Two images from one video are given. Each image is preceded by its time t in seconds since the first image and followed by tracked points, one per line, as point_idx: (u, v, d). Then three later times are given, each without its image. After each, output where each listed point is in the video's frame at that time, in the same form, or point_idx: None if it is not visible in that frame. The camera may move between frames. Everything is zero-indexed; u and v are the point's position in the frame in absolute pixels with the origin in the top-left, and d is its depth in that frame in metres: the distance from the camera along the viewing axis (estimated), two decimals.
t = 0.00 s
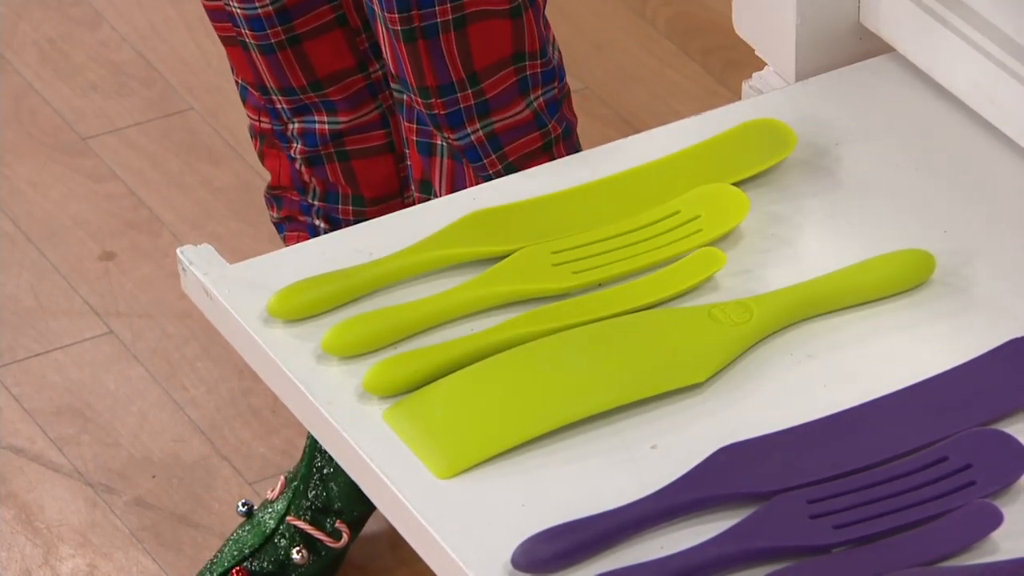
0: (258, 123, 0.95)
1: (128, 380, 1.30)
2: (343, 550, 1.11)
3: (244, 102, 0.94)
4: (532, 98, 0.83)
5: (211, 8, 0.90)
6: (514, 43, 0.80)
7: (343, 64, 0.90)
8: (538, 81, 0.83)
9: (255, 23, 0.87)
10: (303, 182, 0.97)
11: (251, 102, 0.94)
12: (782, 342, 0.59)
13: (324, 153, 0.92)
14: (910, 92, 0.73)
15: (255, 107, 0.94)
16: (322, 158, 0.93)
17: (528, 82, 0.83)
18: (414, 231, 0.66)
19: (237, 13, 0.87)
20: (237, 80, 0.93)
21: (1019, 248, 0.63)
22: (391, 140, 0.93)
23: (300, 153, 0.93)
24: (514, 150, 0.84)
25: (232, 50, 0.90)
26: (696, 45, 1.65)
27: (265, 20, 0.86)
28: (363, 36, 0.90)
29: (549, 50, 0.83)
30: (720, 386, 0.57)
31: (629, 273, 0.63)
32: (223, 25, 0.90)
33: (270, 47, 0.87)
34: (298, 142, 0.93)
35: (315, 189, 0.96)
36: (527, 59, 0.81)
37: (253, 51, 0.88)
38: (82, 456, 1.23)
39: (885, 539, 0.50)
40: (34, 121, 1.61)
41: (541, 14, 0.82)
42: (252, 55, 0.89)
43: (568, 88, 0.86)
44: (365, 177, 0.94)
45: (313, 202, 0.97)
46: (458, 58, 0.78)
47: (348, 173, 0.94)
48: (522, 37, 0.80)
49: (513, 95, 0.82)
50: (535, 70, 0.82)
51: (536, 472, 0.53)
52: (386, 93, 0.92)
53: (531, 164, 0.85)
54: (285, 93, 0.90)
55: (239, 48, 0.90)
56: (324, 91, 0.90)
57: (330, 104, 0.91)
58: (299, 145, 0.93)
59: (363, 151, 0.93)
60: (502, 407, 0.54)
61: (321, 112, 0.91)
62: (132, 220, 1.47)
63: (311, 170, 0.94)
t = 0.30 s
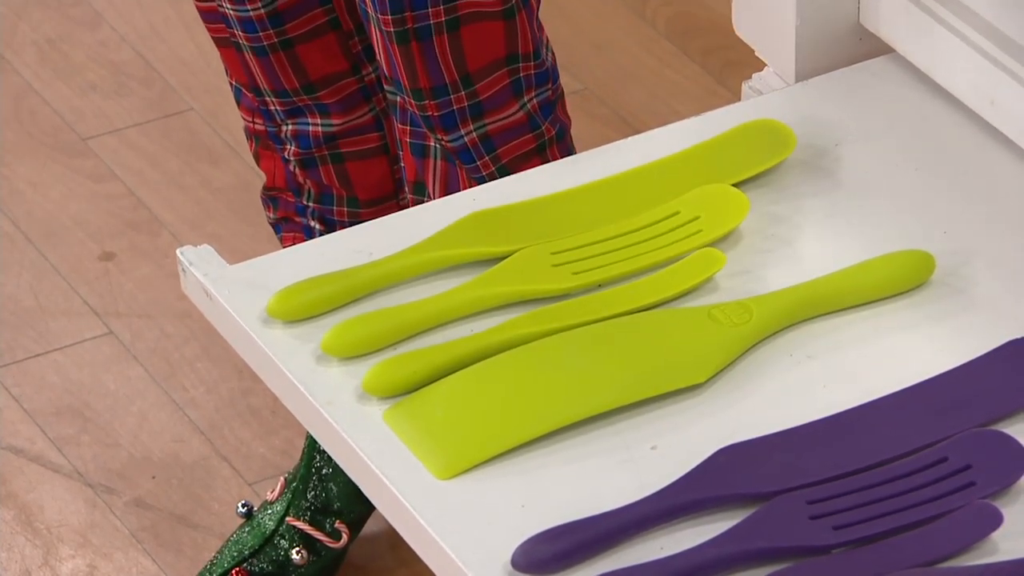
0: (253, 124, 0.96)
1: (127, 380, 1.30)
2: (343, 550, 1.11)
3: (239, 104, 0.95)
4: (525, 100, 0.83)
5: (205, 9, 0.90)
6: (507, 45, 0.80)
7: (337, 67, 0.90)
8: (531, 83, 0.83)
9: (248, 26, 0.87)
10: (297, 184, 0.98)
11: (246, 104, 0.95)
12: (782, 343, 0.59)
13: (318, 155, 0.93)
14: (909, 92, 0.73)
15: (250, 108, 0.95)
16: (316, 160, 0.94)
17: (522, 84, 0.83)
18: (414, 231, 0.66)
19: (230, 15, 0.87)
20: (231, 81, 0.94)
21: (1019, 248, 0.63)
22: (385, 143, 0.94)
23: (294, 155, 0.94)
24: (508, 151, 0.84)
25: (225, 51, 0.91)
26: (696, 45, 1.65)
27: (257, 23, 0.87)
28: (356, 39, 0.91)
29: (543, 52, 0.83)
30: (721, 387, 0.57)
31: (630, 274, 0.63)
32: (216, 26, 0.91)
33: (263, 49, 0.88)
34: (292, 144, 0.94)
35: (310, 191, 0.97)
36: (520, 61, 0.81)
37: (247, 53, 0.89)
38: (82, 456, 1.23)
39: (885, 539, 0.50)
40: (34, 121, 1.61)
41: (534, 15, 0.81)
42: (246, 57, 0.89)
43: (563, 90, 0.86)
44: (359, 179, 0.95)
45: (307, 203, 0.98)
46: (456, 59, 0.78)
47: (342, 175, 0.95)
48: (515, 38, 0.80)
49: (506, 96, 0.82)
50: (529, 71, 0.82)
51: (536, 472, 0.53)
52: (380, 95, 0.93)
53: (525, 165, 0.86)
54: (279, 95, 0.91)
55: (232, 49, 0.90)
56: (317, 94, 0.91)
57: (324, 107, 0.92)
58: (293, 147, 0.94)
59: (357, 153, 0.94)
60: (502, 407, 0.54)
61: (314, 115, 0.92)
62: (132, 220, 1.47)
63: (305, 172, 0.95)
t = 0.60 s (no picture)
0: (255, 124, 0.96)
1: (128, 380, 1.30)
2: (343, 550, 1.11)
3: (241, 104, 0.96)
4: (527, 103, 0.83)
5: (209, 11, 0.91)
6: (509, 48, 0.80)
7: (340, 67, 0.90)
8: (533, 86, 0.83)
9: (251, 26, 0.88)
10: (300, 184, 0.98)
11: (249, 104, 0.95)
12: (782, 343, 0.59)
13: (321, 156, 0.93)
14: (910, 92, 0.73)
15: (253, 109, 0.96)
16: (319, 160, 0.94)
17: (523, 87, 0.83)
18: (415, 231, 0.66)
19: (234, 15, 0.88)
20: (234, 82, 0.94)
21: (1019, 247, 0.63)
22: (388, 143, 0.94)
23: (297, 155, 0.94)
24: (509, 154, 0.84)
25: (229, 52, 0.92)
26: (696, 45, 1.65)
27: (260, 24, 0.87)
28: (360, 39, 0.91)
29: (545, 55, 0.84)
30: (721, 387, 0.57)
31: (630, 273, 0.63)
32: (219, 28, 0.92)
33: (266, 50, 0.88)
34: (295, 144, 0.94)
35: (313, 191, 0.97)
36: (522, 64, 0.82)
37: (250, 53, 0.90)
38: (82, 456, 1.23)
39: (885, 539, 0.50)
40: (34, 121, 1.61)
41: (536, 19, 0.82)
42: (249, 57, 0.90)
43: (564, 93, 0.87)
44: (362, 179, 0.95)
45: (310, 203, 0.98)
46: (457, 62, 0.78)
47: (345, 175, 0.95)
48: (517, 41, 0.80)
49: (508, 100, 0.82)
50: (531, 75, 0.83)
51: (536, 472, 0.53)
52: (383, 96, 0.93)
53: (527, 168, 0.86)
54: (282, 96, 0.91)
55: (236, 50, 0.91)
56: (320, 95, 0.91)
57: (327, 108, 0.92)
58: (296, 147, 0.94)
59: (360, 153, 0.94)
60: (502, 407, 0.54)
61: (317, 115, 0.92)
62: (132, 220, 1.47)
63: (309, 172, 0.95)
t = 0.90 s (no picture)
0: (255, 127, 0.96)
1: (128, 380, 1.30)
2: (343, 550, 1.11)
3: (242, 107, 0.95)
4: (527, 113, 0.82)
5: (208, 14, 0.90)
6: (510, 58, 0.80)
7: (340, 72, 0.91)
8: (534, 96, 0.83)
9: (251, 31, 0.87)
10: (299, 187, 0.98)
11: (249, 107, 0.95)
12: (783, 343, 0.59)
13: (321, 159, 0.93)
14: (910, 92, 0.73)
15: (253, 112, 0.95)
16: (319, 163, 0.94)
17: (524, 97, 0.82)
18: (415, 231, 0.66)
19: (234, 20, 0.87)
20: (234, 85, 0.94)
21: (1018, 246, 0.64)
22: (389, 147, 0.94)
23: (296, 158, 0.93)
24: (508, 164, 0.84)
25: (229, 56, 0.91)
26: (696, 45, 1.65)
27: (261, 29, 0.87)
28: (360, 44, 0.91)
29: (546, 64, 0.83)
30: (722, 387, 0.57)
31: (630, 273, 0.63)
32: (219, 32, 0.91)
33: (266, 55, 0.88)
34: (294, 148, 0.93)
35: (312, 194, 0.97)
36: (523, 74, 0.81)
37: (250, 58, 0.89)
38: (82, 456, 1.23)
39: (886, 539, 0.50)
40: (34, 121, 1.61)
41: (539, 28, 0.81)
42: (250, 62, 0.90)
43: (565, 101, 0.86)
44: (361, 182, 0.95)
45: (310, 206, 0.98)
46: (458, 71, 0.78)
47: (345, 178, 0.95)
48: (518, 51, 0.80)
49: (507, 109, 0.82)
50: (531, 85, 0.82)
51: (536, 472, 0.53)
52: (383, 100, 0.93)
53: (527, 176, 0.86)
54: (282, 100, 0.91)
55: (235, 54, 0.90)
56: (321, 99, 0.91)
57: (327, 112, 0.92)
58: (295, 150, 0.93)
59: (360, 157, 0.94)
60: (503, 407, 0.54)
61: (317, 119, 0.92)
62: (132, 220, 1.47)
63: (308, 175, 0.95)
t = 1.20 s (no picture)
0: (263, 136, 0.95)
1: (128, 380, 1.30)
2: (343, 550, 1.11)
3: (251, 115, 0.94)
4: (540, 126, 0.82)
5: (218, 26, 0.89)
6: (525, 74, 0.79)
7: (350, 84, 0.90)
8: (547, 109, 0.82)
9: (262, 44, 0.87)
10: (306, 195, 0.97)
11: (258, 116, 0.94)
12: (783, 344, 0.59)
13: (329, 169, 0.93)
14: (910, 93, 0.73)
15: (261, 120, 0.94)
16: (327, 172, 0.93)
17: (537, 110, 0.82)
18: (415, 232, 0.65)
19: (245, 33, 0.87)
20: (243, 93, 0.93)
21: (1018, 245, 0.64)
22: (397, 158, 0.94)
23: (304, 167, 0.93)
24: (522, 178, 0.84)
25: (239, 67, 0.91)
26: (697, 45, 1.65)
27: (272, 42, 0.86)
28: (371, 56, 0.90)
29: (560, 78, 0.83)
30: (723, 387, 0.57)
31: (630, 273, 0.63)
32: (230, 43, 0.90)
33: (277, 67, 0.87)
34: (303, 157, 0.93)
35: (319, 201, 0.97)
36: (536, 89, 0.81)
37: (261, 70, 0.89)
38: (82, 456, 1.23)
39: (885, 540, 0.50)
40: (34, 121, 1.61)
41: (553, 43, 0.81)
42: (259, 73, 0.89)
43: (578, 115, 0.86)
44: (369, 191, 0.95)
45: (316, 213, 0.97)
46: (473, 86, 0.78)
47: (352, 187, 0.94)
48: (532, 66, 0.79)
49: (521, 123, 0.82)
50: (545, 99, 0.82)
51: (536, 473, 0.53)
52: (393, 112, 0.93)
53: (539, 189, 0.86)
54: (291, 111, 0.90)
55: (245, 65, 0.90)
56: (331, 111, 0.91)
57: (336, 123, 0.91)
58: (303, 159, 0.93)
59: (370, 166, 0.93)
60: (503, 407, 0.54)
61: (326, 130, 0.92)
62: (132, 220, 1.47)
63: (316, 184, 0.94)
